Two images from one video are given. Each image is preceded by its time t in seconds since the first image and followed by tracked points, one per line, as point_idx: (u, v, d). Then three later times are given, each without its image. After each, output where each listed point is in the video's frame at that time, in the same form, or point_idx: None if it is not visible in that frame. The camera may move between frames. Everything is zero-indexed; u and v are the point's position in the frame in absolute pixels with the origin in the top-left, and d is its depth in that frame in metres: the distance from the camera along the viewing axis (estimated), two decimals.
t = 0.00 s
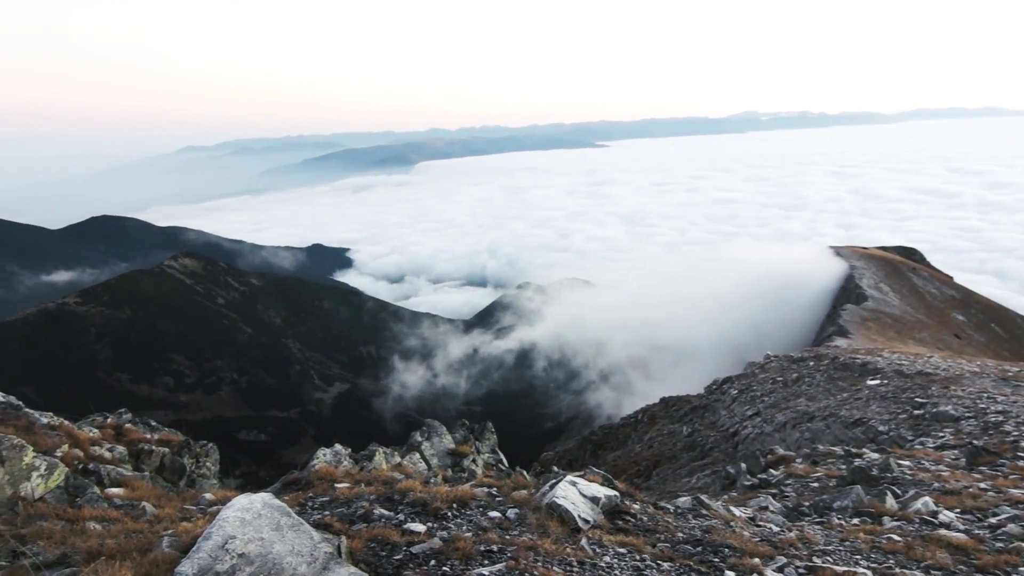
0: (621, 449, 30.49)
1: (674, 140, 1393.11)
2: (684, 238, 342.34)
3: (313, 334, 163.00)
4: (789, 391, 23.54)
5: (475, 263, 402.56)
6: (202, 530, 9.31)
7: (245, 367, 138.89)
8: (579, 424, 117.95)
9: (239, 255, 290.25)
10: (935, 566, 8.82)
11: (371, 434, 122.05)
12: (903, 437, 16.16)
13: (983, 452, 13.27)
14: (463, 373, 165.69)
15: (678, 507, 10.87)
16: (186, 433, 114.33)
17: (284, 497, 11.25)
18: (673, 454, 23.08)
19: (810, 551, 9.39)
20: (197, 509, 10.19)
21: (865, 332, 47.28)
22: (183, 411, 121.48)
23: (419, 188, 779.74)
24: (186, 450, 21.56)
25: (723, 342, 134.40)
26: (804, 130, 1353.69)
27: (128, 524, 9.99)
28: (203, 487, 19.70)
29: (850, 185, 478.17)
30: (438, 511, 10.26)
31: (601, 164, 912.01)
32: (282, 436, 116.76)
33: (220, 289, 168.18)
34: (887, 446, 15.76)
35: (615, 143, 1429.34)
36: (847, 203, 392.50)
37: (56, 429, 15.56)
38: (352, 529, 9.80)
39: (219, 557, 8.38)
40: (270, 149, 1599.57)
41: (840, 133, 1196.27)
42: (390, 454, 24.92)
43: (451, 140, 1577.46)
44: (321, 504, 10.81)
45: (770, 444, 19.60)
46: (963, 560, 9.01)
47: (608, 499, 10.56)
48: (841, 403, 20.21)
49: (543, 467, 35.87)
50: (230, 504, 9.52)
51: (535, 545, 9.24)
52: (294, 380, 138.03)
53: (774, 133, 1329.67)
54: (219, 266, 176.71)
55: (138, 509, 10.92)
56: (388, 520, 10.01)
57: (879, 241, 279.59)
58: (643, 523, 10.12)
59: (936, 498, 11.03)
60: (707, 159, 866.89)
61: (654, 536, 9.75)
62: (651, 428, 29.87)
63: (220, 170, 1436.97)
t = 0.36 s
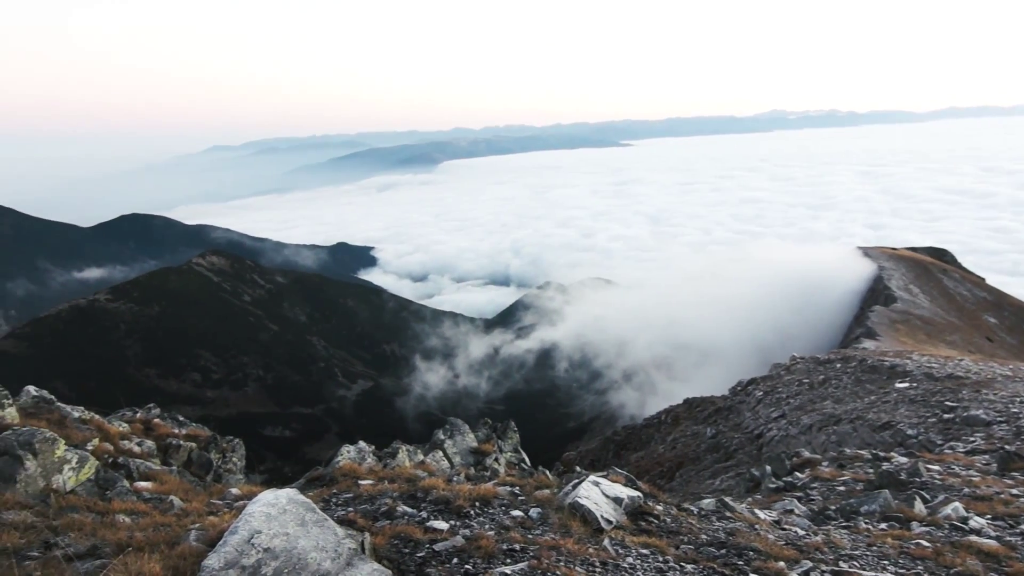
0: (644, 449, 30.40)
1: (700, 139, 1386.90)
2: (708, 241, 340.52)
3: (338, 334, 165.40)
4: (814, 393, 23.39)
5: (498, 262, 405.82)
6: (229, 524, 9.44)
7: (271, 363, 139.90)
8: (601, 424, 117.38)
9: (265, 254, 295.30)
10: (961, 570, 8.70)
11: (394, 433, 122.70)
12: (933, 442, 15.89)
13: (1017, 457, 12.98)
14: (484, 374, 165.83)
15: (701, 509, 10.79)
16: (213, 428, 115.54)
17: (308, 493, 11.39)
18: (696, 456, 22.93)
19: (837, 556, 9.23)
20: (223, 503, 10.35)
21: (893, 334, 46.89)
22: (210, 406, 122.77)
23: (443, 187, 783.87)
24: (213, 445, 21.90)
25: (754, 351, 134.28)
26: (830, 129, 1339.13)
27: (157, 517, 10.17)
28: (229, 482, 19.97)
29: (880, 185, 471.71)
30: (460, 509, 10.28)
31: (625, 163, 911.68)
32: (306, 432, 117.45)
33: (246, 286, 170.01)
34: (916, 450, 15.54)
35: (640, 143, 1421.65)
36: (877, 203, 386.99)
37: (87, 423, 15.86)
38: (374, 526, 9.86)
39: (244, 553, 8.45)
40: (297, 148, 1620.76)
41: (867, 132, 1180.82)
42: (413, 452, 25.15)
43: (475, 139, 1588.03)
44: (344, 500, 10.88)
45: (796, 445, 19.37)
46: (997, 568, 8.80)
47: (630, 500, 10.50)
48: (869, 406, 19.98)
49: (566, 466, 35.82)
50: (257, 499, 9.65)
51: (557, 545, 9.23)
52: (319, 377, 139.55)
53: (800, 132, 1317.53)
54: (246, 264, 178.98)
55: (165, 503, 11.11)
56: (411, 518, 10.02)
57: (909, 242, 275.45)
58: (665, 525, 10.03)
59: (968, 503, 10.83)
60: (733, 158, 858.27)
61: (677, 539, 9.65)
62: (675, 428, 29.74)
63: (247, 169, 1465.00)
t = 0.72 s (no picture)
0: (663, 450, 30.33)
1: (721, 139, 1381.54)
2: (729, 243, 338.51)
3: (359, 333, 167.19)
4: (837, 395, 23.25)
5: (518, 262, 407.36)
6: (250, 520, 9.54)
7: (291, 361, 141.04)
8: (619, 424, 116.86)
9: (286, 253, 298.98)
10: None
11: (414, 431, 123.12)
12: (957, 445, 15.70)
13: None
14: (501, 374, 165.85)
15: (722, 511, 10.68)
16: (235, 424, 116.59)
17: (329, 490, 11.44)
18: (716, 456, 22.80)
19: (858, 559, 9.12)
20: (245, 498, 10.49)
21: (918, 335, 46.78)
22: (231, 403, 123.98)
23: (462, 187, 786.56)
24: (235, 441, 22.16)
25: (776, 351, 133.99)
26: (852, 128, 1325.65)
27: (180, 512, 10.29)
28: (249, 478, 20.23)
29: (905, 185, 465.79)
30: (479, 507, 10.30)
31: (645, 162, 911.28)
32: (326, 429, 117.95)
33: (267, 284, 171.89)
34: (940, 453, 15.36)
35: (661, 143, 1413.81)
36: (902, 203, 382.23)
37: (111, 418, 16.11)
38: (394, 523, 9.89)
39: (266, 548, 8.53)
40: (317, 147, 1636.41)
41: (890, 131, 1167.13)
42: (432, 450, 25.38)
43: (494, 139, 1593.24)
44: (364, 496, 10.99)
45: (817, 448, 19.26)
46: None
47: (649, 500, 10.46)
48: (891, 409, 19.78)
49: (584, 466, 35.81)
50: (276, 495, 9.71)
51: (575, 544, 9.22)
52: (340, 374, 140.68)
53: (821, 131, 1307.01)
54: (268, 262, 181.43)
55: (187, 498, 11.26)
56: (430, 516, 10.06)
57: (935, 244, 271.86)
58: (685, 526, 9.95)
59: (993, 508, 10.67)
60: (755, 158, 850.39)
61: (696, 540, 9.60)
62: (695, 429, 29.62)
63: (268, 168, 1483.83)
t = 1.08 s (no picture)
0: (681, 450, 30.21)
1: (740, 137, 1373.43)
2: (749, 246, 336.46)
3: (378, 329, 168.61)
4: (858, 397, 23.06)
5: (535, 260, 408.03)
6: (269, 514, 9.60)
7: (310, 358, 141.63)
8: (637, 424, 116.49)
9: (306, 251, 301.88)
10: None
11: (430, 430, 123.40)
12: (982, 448, 15.48)
13: None
14: (517, 374, 164.32)
15: (739, 512, 10.63)
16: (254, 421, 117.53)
17: (346, 487, 11.56)
18: (734, 457, 22.68)
19: (878, 562, 9.03)
20: (263, 495, 10.56)
21: (940, 337, 46.31)
22: (251, 399, 124.48)
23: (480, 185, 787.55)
24: (254, 437, 22.38)
25: (798, 354, 133.32)
26: (873, 126, 1309.84)
27: (199, 507, 10.38)
28: (268, 473, 20.46)
29: (929, 185, 459.27)
30: (495, 507, 10.31)
31: (663, 161, 908.41)
32: (344, 427, 119.30)
33: (287, 282, 172.89)
34: (963, 457, 15.20)
35: (681, 141, 1405.54)
36: (926, 203, 376.86)
37: (134, 413, 16.31)
38: (411, 520, 9.94)
39: (284, 542, 8.60)
40: (335, 144, 1653.18)
41: (913, 129, 1151.79)
42: (450, 448, 25.53)
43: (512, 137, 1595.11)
44: (381, 494, 11.04)
45: (837, 451, 19.07)
46: None
47: (666, 500, 10.43)
48: (913, 411, 19.56)
49: (600, 465, 35.73)
50: (296, 491, 9.82)
51: (592, 544, 9.22)
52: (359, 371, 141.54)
53: (841, 129, 1293.53)
54: (287, 259, 182.40)
55: (208, 493, 11.45)
56: (447, 513, 10.08)
57: (959, 244, 267.93)
58: (703, 527, 9.92)
59: (1018, 514, 10.49)
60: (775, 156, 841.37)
61: (715, 542, 9.52)
62: (712, 430, 29.44)
63: (288, 166, 1500.70)
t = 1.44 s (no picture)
0: (698, 450, 30.10)
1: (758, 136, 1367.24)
2: (768, 248, 333.99)
3: (395, 326, 169.67)
4: (878, 399, 22.86)
5: (551, 258, 408.89)
6: (287, 511, 9.68)
7: (326, 356, 144.14)
8: (653, 425, 116.31)
9: (323, 250, 305.10)
10: None
11: (445, 429, 123.56)
12: (1004, 453, 15.32)
13: None
14: (531, 375, 162.96)
15: (757, 514, 10.56)
16: (272, 418, 118.62)
17: (364, 483, 11.64)
18: (751, 459, 22.54)
19: (899, 566, 8.94)
20: (281, 491, 10.69)
21: (962, 339, 45.94)
22: (270, 396, 126.21)
23: (496, 185, 789.36)
24: (272, 434, 22.58)
25: (818, 357, 133.19)
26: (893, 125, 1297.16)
27: (218, 503, 10.47)
28: (286, 469, 20.60)
29: (952, 185, 453.94)
30: (511, 506, 10.33)
31: (680, 160, 906.80)
32: (361, 424, 120.09)
33: (305, 279, 176.12)
34: (985, 461, 15.04)
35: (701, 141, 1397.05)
36: (948, 203, 372.78)
37: (154, 409, 16.51)
38: (428, 518, 9.95)
39: (302, 540, 8.64)
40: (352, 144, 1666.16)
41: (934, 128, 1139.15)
42: (467, 446, 25.82)
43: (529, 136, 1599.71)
44: (398, 491, 11.10)
45: (856, 453, 18.93)
46: None
47: (683, 501, 10.38)
48: (933, 414, 19.40)
49: (617, 465, 35.69)
50: (312, 489, 9.86)
51: (608, 544, 9.18)
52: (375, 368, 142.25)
53: (861, 128, 1281.87)
54: (305, 258, 186.12)
55: (227, 488, 11.59)
56: (463, 512, 10.10)
57: (982, 245, 264.63)
58: (720, 528, 9.86)
59: None
60: (795, 156, 832.64)
61: (732, 543, 9.46)
62: (729, 431, 29.30)
63: (306, 166, 1516.63)
